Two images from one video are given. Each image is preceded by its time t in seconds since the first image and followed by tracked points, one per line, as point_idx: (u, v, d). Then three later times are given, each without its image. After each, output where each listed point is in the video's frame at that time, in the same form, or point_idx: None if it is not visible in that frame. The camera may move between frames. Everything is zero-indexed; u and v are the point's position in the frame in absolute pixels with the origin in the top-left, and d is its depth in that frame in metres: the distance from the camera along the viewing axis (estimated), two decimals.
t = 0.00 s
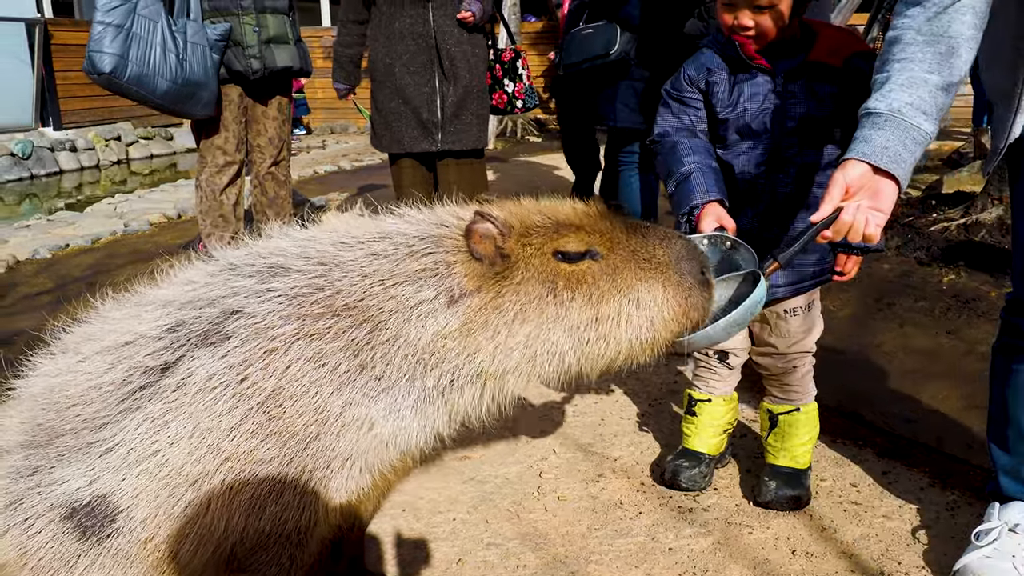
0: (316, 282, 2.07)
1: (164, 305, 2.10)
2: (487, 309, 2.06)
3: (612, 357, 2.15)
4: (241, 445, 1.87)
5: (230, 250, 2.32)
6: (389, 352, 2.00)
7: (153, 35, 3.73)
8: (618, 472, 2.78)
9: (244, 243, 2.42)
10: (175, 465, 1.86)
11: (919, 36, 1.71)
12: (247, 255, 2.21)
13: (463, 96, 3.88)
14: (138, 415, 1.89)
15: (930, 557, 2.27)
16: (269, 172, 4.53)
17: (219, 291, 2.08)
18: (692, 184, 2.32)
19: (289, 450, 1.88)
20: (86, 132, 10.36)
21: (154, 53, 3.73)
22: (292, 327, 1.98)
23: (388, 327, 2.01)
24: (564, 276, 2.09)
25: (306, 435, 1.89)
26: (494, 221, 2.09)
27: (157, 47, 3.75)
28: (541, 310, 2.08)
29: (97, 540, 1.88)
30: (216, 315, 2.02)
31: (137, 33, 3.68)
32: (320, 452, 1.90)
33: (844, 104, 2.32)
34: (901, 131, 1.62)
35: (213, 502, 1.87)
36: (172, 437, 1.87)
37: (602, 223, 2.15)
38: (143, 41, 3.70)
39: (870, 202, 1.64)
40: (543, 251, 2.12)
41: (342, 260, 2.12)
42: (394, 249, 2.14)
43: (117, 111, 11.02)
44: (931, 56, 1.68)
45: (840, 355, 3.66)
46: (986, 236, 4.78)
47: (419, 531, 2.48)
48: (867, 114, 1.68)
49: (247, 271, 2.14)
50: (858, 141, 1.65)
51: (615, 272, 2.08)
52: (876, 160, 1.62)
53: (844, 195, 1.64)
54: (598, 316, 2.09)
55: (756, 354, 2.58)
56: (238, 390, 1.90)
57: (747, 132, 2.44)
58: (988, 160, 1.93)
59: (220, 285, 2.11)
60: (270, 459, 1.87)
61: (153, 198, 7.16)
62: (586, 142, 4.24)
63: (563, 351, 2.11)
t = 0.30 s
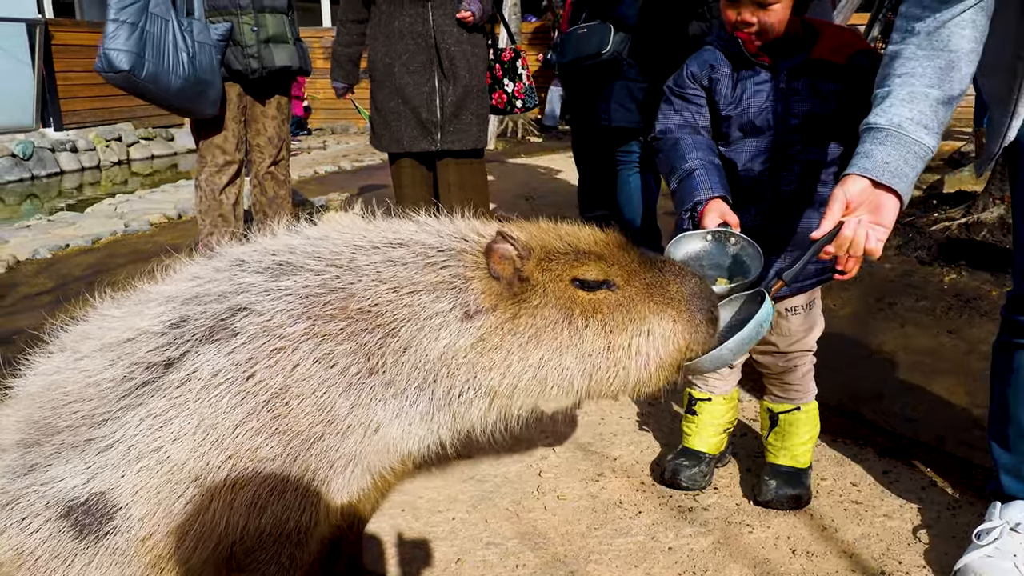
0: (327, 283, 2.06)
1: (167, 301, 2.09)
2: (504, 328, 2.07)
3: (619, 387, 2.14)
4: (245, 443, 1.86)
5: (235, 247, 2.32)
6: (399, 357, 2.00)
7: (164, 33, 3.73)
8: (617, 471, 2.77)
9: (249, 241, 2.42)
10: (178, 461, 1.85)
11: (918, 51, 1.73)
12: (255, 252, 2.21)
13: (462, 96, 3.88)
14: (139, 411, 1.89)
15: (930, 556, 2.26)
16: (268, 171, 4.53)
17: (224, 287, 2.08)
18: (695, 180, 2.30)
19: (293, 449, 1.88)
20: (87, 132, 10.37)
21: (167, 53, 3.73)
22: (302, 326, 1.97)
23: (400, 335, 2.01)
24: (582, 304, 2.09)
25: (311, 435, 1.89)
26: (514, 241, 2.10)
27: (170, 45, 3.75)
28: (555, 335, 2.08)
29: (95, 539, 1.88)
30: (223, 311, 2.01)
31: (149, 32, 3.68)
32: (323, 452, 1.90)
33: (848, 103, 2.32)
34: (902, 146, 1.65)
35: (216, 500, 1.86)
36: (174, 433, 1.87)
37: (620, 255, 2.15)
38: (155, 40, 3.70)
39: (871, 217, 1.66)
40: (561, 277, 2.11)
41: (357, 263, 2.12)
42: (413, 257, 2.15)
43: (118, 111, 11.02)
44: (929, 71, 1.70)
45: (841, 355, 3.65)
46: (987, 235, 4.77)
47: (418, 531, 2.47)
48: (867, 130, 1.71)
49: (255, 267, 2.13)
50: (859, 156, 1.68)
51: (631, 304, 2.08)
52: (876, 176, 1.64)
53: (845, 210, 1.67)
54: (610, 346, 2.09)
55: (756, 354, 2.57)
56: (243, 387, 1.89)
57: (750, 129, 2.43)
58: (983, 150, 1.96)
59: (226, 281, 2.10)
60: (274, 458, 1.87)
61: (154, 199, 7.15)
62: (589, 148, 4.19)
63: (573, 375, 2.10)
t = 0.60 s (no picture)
0: (333, 284, 2.06)
1: (170, 297, 2.08)
2: (510, 342, 2.07)
3: (626, 402, 2.14)
4: (248, 441, 1.86)
5: (240, 244, 2.31)
6: (405, 363, 2.00)
7: (165, 31, 3.73)
8: (617, 470, 2.76)
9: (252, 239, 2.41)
10: (179, 458, 1.85)
11: (919, 61, 1.76)
12: (261, 248, 2.21)
13: (462, 95, 3.87)
14: (142, 408, 1.88)
15: (931, 554, 2.25)
16: (268, 170, 4.52)
17: (229, 283, 2.07)
18: (698, 176, 2.29)
19: (295, 447, 1.88)
20: (87, 131, 10.37)
21: (169, 51, 3.73)
22: (309, 325, 1.97)
23: (407, 339, 2.01)
24: (589, 320, 2.09)
25: (314, 434, 1.89)
26: (522, 256, 2.11)
27: (172, 44, 3.74)
28: (562, 350, 2.08)
29: (96, 538, 1.87)
30: (227, 307, 2.01)
31: (151, 29, 3.68)
32: (325, 452, 1.90)
33: (851, 99, 2.30)
34: (905, 155, 1.65)
35: (218, 498, 1.86)
36: (177, 430, 1.86)
37: (626, 270, 2.16)
38: (157, 38, 3.70)
39: (873, 227, 1.64)
40: (568, 293, 2.12)
41: (368, 267, 2.11)
42: (424, 265, 2.14)
43: (118, 110, 11.02)
44: (931, 80, 1.73)
45: (842, 353, 3.64)
46: (988, 233, 4.75)
47: (418, 529, 2.46)
48: (869, 140, 1.71)
49: (261, 264, 2.13)
50: (862, 166, 1.67)
51: (637, 319, 2.08)
52: (880, 186, 1.63)
53: (847, 221, 1.65)
54: (617, 362, 2.09)
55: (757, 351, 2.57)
56: (247, 384, 1.89)
57: (753, 126, 2.42)
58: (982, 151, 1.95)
59: (231, 277, 2.10)
60: (277, 456, 1.87)
61: (154, 197, 7.15)
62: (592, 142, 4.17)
63: (579, 391, 2.11)
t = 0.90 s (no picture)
0: (332, 281, 2.06)
1: (170, 294, 2.08)
2: (504, 332, 2.07)
3: (617, 399, 2.12)
4: (248, 437, 1.86)
5: (240, 241, 2.32)
6: (402, 360, 2.00)
7: (163, 29, 3.72)
8: (617, 468, 2.76)
9: (253, 236, 2.42)
10: (179, 455, 1.85)
11: (927, 61, 1.75)
12: (261, 246, 2.21)
13: (463, 94, 3.87)
14: (142, 405, 1.88)
15: (932, 553, 2.25)
16: (269, 169, 4.52)
17: (229, 281, 2.07)
18: (697, 174, 2.29)
19: (294, 446, 1.88)
20: (88, 131, 10.37)
21: (166, 48, 3.72)
22: (308, 323, 1.97)
23: (402, 335, 2.01)
24: (583, 311, 2.09)
25: (312, 433, 1.90)
26: (518, 245, 2.11)
27: (169, 41, 3.74)
28: (555, 340, 2.08)
29: (97, 535, 1.87)
30: (227, 304, 2.02)
31: (149, 26, 3.68)
32: (322, 450, 1.91)
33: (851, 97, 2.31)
34: (916, 156, 1.65)
35: (218, 497, 1.87)
36: (176, 427, 1.86)
37: (622, 265, 2.16)
38: (154, 35, 3.69)
39: (885, 228, 1.63)
40: (563, 284, 2.12)
41: (366, 264, 2.11)
42: (420, 260, 2.15)
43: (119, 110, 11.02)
44: (939, 80, 1.72)
45: (843, 351, 3.63)
46: (989, 232, 4.74)
47: (419, 528, 2.46)
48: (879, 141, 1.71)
49: (261, 261, 2.14)
50: (872, 166, 1.67)
51: (631, 313, 2.09)
52: (891, 186, 1.62)
53: (859, 221, 1.64)
54: (610, 355, 2.08)
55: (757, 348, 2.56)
56: (247, 381, 1.89)
57: (754, 123, 2.41)
58: (978, 148, 1.94)
59: (231, 275, 2.10)
60: (277, 454, 1.87)
61: (155, 197, 7.15)
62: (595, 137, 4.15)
63: (571, 384, 2.09)
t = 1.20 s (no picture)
0: (318, 279, 2.08)
1: (161, 293, 2.09)
2: (490, 315, 2.10)
3: (582, 389, 2.18)
4: (234, 437, 1.86)
5: (231, 240, 2.33)
6: (386, 356, 2.01)
7: (167, 26, 3.72)
8: (615, 467, 2.76)
9: (244, 234, 2.43)
10: (169, 455, 1.85)
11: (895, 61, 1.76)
12: (249, 246, 2.22)
13: (462, 93, 3.87)
14: (133, 404, 1.89)
15: (929, 552, 2.25)
16: (269, 169, 4.52)
17: (218, 280, 2.08)
18: (694, 173, 2.29)
19: (282, 443, 1.89)
20: (89, 131, 10.39)
21: (170, 45, 3.72)
22: (293, 321, 1.98)
23: (389, 329, 2.03)
24: (565, 297, 2.14)
25: (299, 430, 1.90)
26: (510, 226, 2.15)
27: (172, 38, 3.73)
28: (536, 324, 2.12)
29: (93, 531, 1.88)
30: (214, 304, 2.02)
31: (153, 22, 3.67)
32: (309, 448, 1.91)
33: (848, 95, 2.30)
34: (867, 161, 1.72)
35: (207, 494, 1.87)
36: (166, 426, 1.87)
37: (604, 259, 2.22)
38: (158, 31, 3.69)
39: (830, 229, 1.76)
40: (549, 271, 2.16)
41: (349, 261, 2.13)
42: (402, 251, 2.17)
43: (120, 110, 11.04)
44: (902, 84, 1.75)
45: (841, 351, 3.64)
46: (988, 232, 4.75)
47: (417, 528, 2.46)
48: (836, 141, 1.77)
49: (249, 260, 2.15)
50: (824, 167, 1.75)
51: (610, 307, 2.15)
52: (839, 191, 1.72)
53: (805, 221, 1.76)
54: (586, 345, 2.13)
55: (754, 347, 2.57)
56: (233, 380, 1.90)
57: (751, 122, 2.42)
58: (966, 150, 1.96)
59: (220, 274, 2.11)
60: (264, 451, 1.88)
61: (155, 197, 7.15)
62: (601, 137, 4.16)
63: (547, 369, 2.14)
